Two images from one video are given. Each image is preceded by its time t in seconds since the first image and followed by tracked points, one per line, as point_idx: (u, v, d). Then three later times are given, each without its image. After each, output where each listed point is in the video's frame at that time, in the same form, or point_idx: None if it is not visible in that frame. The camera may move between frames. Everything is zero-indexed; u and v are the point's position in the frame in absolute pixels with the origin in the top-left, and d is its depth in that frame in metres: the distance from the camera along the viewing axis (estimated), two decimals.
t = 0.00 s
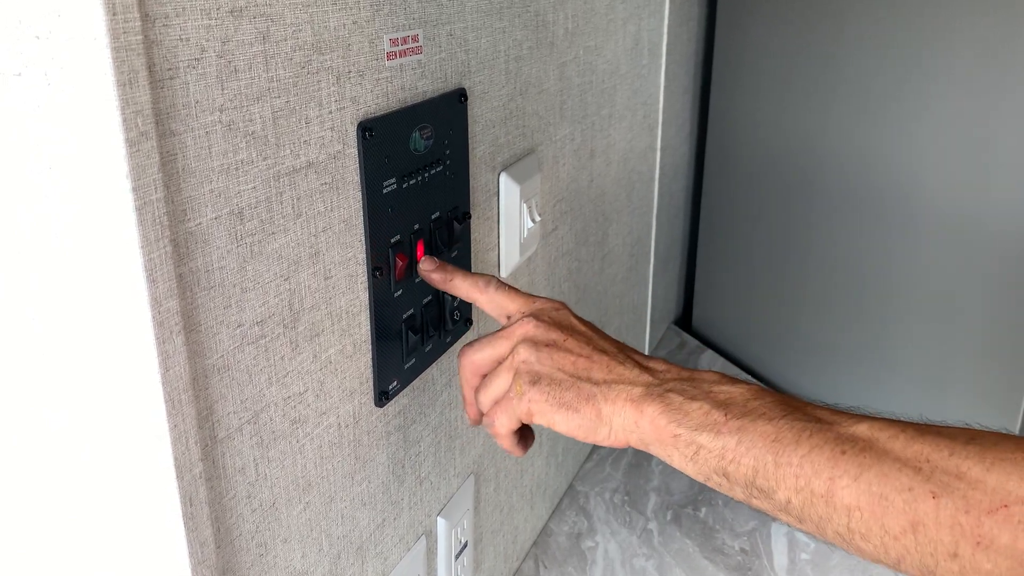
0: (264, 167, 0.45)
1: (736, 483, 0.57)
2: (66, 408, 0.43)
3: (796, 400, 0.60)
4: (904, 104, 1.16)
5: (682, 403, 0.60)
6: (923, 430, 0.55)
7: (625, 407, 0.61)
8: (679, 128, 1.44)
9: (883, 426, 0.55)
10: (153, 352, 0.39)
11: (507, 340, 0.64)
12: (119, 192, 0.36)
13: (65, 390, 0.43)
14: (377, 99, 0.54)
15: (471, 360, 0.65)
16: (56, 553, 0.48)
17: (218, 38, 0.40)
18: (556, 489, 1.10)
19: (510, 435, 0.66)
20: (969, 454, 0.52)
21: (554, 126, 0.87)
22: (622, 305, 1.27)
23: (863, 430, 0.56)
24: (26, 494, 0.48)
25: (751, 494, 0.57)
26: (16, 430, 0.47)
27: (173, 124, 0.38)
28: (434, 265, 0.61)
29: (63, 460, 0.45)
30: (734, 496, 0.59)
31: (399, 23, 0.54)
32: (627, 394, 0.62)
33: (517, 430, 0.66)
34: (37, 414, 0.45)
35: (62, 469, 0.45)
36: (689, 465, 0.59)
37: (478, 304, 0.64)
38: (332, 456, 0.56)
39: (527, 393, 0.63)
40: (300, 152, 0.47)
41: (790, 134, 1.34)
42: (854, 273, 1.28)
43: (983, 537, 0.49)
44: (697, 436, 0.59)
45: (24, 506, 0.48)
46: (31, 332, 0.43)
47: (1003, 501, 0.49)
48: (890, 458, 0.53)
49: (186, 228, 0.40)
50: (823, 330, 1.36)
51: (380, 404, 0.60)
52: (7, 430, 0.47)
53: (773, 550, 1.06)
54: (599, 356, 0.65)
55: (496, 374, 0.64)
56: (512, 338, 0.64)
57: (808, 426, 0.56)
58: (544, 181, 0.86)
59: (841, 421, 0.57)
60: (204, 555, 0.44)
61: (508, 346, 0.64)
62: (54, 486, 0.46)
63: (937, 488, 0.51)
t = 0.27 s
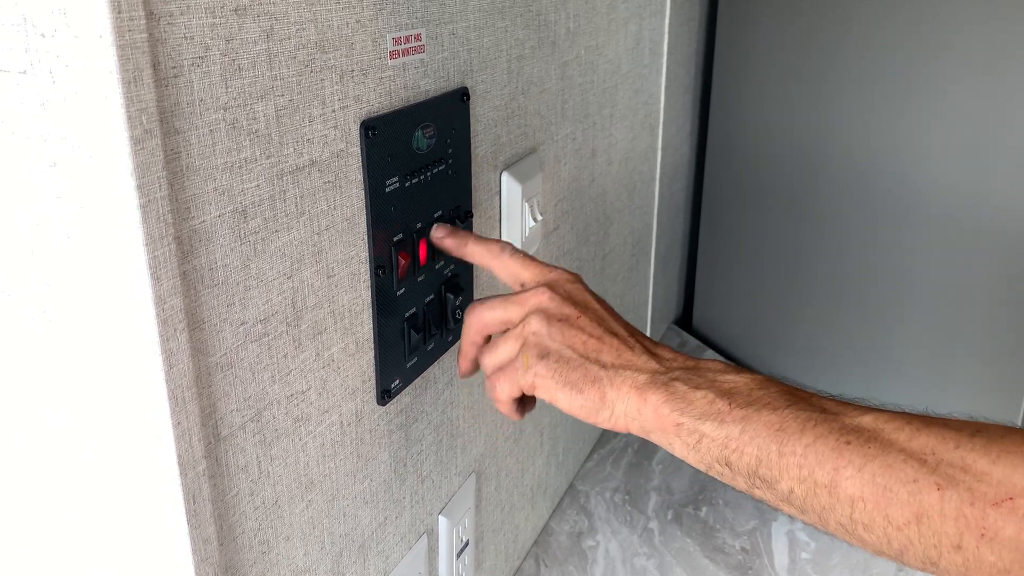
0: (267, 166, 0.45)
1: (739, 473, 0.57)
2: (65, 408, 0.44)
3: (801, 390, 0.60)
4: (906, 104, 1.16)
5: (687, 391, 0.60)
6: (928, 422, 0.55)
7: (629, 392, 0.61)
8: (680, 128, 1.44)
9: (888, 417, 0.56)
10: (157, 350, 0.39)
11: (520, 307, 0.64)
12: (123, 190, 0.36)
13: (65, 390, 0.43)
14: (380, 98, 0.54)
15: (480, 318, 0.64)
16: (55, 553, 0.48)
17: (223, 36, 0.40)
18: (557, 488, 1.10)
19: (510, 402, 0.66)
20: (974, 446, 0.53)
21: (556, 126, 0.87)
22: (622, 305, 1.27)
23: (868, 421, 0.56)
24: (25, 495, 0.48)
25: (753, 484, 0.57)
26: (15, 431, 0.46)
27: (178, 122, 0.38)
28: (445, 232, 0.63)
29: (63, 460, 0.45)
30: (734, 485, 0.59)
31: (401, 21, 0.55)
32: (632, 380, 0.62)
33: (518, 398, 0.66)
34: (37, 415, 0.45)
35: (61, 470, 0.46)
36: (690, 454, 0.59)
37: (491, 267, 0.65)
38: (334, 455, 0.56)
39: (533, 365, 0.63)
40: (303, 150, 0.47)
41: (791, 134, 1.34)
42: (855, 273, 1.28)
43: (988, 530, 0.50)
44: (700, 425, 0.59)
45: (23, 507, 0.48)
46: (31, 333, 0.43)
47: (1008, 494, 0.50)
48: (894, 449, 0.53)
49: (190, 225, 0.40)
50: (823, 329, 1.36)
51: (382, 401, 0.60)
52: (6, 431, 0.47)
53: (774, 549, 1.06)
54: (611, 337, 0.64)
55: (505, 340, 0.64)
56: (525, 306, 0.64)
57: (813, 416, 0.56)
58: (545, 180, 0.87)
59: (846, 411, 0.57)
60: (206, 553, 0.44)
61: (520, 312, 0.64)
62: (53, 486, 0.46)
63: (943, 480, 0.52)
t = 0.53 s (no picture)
0: (268, 164, 0.45)
1: (736, 459, 0.57)
2: (65, 408, 0.43)
3: (798, 376, 0.60)
4: (907, 103, 1.16)
5: (684, 380, 0.60)
6: (924, 403, 0.55)
7: (627, 384, 0.61)
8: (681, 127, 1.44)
9: (882, 399, 0.55)
10: (158, 348, 0.39)
11: (516, 314, 0.65)
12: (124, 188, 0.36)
13: (64, 390, 0.43)
14: (381, 96, 0.54)
15: (479, 334, 0.66)
16: (55, 553, 0.48)
17: (224, 33, 0.40)
18: (558, 488, 1.09)
19: (514, 407, 0.66)
20: (966, 424, 0.51)
21: (557, 125, 0.87)
22: (624, 304, 1.27)
23: (863, 404, 0.56)
24: (24, 495, 0.48)
25: (751, 469, 0.57)
26: (15, 431, 0.46)
27: (178, 120, 0.38)
28: (444, 244, 0.62)
29: (62, 460, 0.45)
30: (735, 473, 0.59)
31: (402, 19, 0.54)
32: (630, 371, 0.62)
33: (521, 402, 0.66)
34: (35, 415, 0.45)
35: (60, 470, 0.45)
36: (690, 441, 0.59)
37: (488, 279, 0.64)
38: (335, 453, 0.55)
39: (532, 365, 0.63)
40: (304, 148, 0.47)
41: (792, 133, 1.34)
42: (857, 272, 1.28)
43: (980, 505, 0.49)
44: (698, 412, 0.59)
45: (21, 508, 0.48)
46: (30, 332, 0.43)
47: (999, 469, 0.49)
48: (888, 429, 0.53)
49: (191, 224, 0.40)
50: (825, 329, 1.36)
51: (384, 401, 0.60)
52: (5, 431, 0.47)
53: (776, 548, 1.06)
54: (606, 332, 0.65)
55: (503, 346, 0.64)
56: (520, 312, 0.64)
57: (808, 400, 0.56)
58: (546, 179, 0.86)
59: (841, 395, 0.57)
60: (208, 552, 0.44)
61: (515, 320, 0.65)
62: (53, 487, 0.46)
63: (935, 457, 0.51)
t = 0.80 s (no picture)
0: (265, 165, 0.44)
1: (730, 463, 0.57)
2: (66, 408, 0.43)
3: (791, 379, 0.60)
4: (907, 103, 1.16)
5: (681, 384, 0.60)
6: (912, 408, 0.54)
7: (625, 388, 0.61)
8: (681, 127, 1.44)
9: (873, 405, 0.55)
10: (153, 350, 0.38)
11: (518, 311, 0.64)
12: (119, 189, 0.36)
13: (65, 390, 0.43)
14: (378, 96, 0.54)
15: (482, 326, 0.65)
16: (55, 553, 0.48)
17: (219, 34, 0.40)
18: (558, 488, 1.09)
19: (515, 404, 0.66)
20: (954, 432, 0.52)
21: (556, 125, 0.87)
22: (623, 304, 1.27)
23: (853, 408, 0.55)
24: (24, 494, 0.47)
25: (745, 473, 0.56)
26: (16, 431, 0.46)
27: (174, 120, 0.38)
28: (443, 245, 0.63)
29: (63, 460, 0.45)
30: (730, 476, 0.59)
31: (399, 19, 0.54)
32: (629, 375, 0.61)
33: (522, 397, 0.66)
34: (36, 415, 0.44)
35: (61, 470, 0.45)
36: (685, 446, 0.59)
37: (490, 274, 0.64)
38: (333, 455, 0.55)
39: (533, 365, 0.63)
40: (301, 149, 0.47)
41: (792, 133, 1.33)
42: (858, 272, 1.28)
43: (967, 513, 0.49)
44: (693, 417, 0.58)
45: (21, 507, 0.48)
46: (30, 332, 0.43)
47: (986, 477, 0.49)
48: (878, 435, 0.53)
49: (186, 225, 0.40)
50: (826, 328, 1.35)
51: (382, 402, 0.60)
52: (6, 430, 0.46)
53: (776, 548, 1.06)
54: (609, 334, 0.64)
55: (505, 344, 0.64)
56: (522, 309, 0.64)
57: (800, 405, 0.56)
58: (545, 179, 0.86)
59: (833, 400, 0.57)
60: (204, 554, 0.43)
61: (518, 318, 0.64)
62: (54, 486, 0.46)
63: (923, 465, 0.51)
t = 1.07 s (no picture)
0: (260, 166, 0.44)
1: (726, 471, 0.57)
2: (65, 408, 0.43)
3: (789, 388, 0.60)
4: (907, 102, 1.16)
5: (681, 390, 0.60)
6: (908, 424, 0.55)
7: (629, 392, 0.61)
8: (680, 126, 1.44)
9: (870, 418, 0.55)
10: (148, 352, 0.38)
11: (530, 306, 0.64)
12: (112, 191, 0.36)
13: (64, 390, 0.43)
14: (374, 97, 0.53)
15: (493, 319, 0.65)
16: (55, 552, 0.48)
17: (213, 35, 0.40)
18: (557, 489, 1.09)
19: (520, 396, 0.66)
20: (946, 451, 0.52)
21: (554, 125, 0.86)
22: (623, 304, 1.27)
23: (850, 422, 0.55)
24: (23, 494, 0.47)
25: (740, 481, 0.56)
26: (15, 431, 0.46)
27: (167, 122, 0.38)
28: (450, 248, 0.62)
29: (63, 460, 0.45)
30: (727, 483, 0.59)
31: (395, 20, 0.54)
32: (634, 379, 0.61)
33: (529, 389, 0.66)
34: (35, 415, 0.44)
35: (61, 470, 0.45)
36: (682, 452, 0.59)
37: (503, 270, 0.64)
38: (329, 456, 0.55)
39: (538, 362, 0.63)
40: (295, 150, 0.47)
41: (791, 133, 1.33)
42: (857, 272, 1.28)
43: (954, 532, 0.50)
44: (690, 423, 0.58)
45: (20, 507, 0.48)
46: (29, 332, 0.42)
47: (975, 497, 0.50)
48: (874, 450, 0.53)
49: (180, 226, 0.40)
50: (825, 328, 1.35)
51: (378, 403, 0.59)
52: (5, 430, 0.46)
53: (774, 547, 1.07)
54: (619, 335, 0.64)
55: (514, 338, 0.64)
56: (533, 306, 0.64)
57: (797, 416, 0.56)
58: (543, 179, 0.86)
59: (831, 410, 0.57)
60: (199, 557, 0.43)
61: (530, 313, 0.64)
62: (54, 486, 0.46)
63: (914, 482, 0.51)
